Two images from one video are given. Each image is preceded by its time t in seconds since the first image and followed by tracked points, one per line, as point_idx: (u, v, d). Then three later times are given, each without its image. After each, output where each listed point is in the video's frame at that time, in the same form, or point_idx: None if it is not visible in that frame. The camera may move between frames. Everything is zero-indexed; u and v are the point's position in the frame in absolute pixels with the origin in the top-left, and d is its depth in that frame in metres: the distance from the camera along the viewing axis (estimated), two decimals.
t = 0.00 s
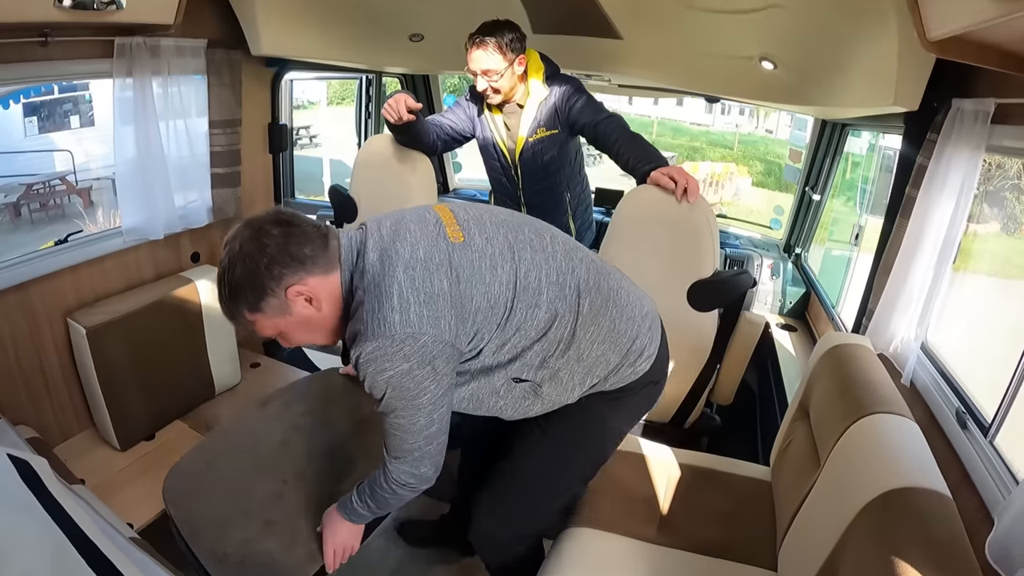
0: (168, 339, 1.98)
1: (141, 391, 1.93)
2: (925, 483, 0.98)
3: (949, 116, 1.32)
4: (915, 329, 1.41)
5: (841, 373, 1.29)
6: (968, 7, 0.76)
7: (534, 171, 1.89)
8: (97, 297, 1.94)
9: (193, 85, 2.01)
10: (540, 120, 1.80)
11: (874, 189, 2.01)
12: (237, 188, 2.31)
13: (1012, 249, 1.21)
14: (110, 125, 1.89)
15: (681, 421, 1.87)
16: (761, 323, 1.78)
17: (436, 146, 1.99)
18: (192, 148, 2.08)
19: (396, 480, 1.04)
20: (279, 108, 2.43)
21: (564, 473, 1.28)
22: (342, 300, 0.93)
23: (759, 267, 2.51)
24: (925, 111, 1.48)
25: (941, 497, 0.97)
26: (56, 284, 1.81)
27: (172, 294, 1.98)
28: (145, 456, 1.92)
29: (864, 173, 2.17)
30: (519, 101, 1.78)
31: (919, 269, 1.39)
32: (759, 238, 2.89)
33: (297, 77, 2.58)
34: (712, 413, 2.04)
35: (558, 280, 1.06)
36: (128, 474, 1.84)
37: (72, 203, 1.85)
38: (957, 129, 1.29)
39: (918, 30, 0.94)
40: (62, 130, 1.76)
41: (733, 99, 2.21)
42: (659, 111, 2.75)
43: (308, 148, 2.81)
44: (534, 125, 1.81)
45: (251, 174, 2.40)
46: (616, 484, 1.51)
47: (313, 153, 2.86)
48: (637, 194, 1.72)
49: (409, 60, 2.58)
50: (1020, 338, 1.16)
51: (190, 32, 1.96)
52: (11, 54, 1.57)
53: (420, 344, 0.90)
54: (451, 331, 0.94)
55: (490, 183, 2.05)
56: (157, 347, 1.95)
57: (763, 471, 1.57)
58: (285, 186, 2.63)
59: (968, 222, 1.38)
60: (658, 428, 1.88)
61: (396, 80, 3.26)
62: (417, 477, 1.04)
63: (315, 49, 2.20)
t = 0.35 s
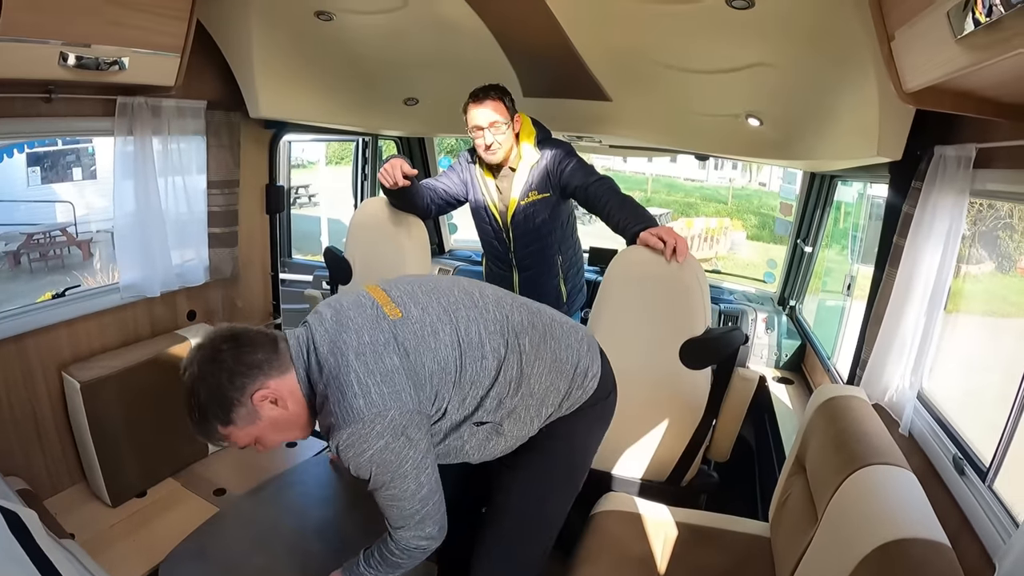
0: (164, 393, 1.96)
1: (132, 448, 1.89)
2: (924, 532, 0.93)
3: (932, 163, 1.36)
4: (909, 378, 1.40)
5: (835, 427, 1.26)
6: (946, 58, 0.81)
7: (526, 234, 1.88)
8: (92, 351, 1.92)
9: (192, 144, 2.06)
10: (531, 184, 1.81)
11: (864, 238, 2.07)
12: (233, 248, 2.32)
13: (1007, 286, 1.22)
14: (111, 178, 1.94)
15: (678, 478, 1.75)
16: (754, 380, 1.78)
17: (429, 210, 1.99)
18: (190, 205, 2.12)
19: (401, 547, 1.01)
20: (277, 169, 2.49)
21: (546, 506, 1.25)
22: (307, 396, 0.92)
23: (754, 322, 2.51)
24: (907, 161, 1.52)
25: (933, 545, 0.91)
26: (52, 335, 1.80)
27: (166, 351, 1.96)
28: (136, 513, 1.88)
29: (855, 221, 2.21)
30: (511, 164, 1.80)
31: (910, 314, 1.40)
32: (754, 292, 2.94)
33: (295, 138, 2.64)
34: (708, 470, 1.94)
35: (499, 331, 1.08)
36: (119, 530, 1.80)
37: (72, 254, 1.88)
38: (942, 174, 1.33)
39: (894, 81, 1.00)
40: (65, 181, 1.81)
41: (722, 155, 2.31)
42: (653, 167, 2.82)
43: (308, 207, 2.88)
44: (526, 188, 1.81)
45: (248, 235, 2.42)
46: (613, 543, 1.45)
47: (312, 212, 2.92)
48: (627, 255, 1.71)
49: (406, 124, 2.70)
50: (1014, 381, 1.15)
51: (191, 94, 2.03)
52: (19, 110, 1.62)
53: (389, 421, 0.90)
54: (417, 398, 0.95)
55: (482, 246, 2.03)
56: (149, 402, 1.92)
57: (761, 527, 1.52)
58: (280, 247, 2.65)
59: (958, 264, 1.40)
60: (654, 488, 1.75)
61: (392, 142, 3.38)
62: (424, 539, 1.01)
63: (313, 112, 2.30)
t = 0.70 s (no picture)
0: (159, 406, 1.94)
1: (129, 462, 1.88)
2: (928, 540, 0.92)
3: (931, 168, 1.37)
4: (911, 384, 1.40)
5: (838, 435, 1.25)
6: (945, 63, 0.81)
7: (526, 244, 1.86)
8: (89, 364, 1.91)
9: (190, 156, 2.07)
10: (531, 193, 1.79)
11: (863, 243, 2.07)
12: (231, 260, 2.30)
13: (1006, 289, 1.22)
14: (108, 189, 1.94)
15: (678, 489, 1.80)
16: (755, 389, 1.76)
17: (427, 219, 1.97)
18: (187, 218, 2.11)
19: None
20: (273, 181, 2.49)
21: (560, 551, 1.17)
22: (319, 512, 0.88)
23: (753, 329, 2.50)
24: (906, 166, 1.54)
25: (943, 555, 0.89)
26: (49, 347, 1.79)
27: (163, 364, 1.95)
28: (135, 526, 1.87)
29: (853, 227, 2.22)
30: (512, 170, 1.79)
31: (911, 321, 1.40)
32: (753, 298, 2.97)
33: (292, 150, 2.63)
34: (710, 479, 1.98)
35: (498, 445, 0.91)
36: (116, 544, 1.78)
37: (71, 266, 1.87)
38: (940, 178, 1.33)
39: (892, 86, 0.99)
40: (64, 193, 1.81)
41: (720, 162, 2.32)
42: (651, 175, 2.84)
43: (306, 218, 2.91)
44: (526, 197, 1.79)
45: (244, 247, 2.41)
46: (616, 554, 1.44)
47: (310, 223, 2.97)
48: (627, 264, 1.69)
49: (402, 134, 2.72)
50: (1016, 386, 1.15)
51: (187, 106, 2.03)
52: (14, 122, 1.62)
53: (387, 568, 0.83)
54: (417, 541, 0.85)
55: (481, 255, 2.01)
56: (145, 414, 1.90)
57: (764, 536, 1.51)
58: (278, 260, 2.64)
59: (958, 267, 1.40)
60: (656, 499, 1.79)
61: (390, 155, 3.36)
62: None
63: (310, 123, 2.31)
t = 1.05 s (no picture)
0: (144, 415, 1.90)
1: (116, 474, 1.84)
2: (924, 551, 0.90)
3: (920, 181, 1.38)
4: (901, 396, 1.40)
5: (829, 447, 1.25)
6: (933, 73, 0.82)
7: (532, 251, 1.85)
8: (76, 373, 1.88)
9: (181, 164, 2.04)
10: (545, 203, 1.82)
11: (852, 257, 2.09)
12: (220, 269, 2.27)
13: (994, 301, 1.24)
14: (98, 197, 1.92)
15: (666, 503, 1.80)
16: (744, 402, 1.75)
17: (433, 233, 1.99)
18: (176, 226, 2.08)
19: None
20: (264, 192, 2.48)
21: None
22: None
23: (743, 343, 2.50)
24: (894, 180, 1.57)
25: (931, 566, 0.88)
26: (36, 355, 1.76)
27: (150, 374, 1.92)
28: (121, 536, 1.82)
29: (842, 239, 2.25)
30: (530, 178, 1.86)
31: (900, 333, 1.41)
32: (742, 312, 2.99)
33: (283, 160, 2.62)
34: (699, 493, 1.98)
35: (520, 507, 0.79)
36: (101, 554, 1.73)
37: (59, 274, 1.84)
38: (930, 192, 1.34)
39: (882, 101, 1.01)
40: (53, 201, 1.78)
41: (708, 175, 2.35)
42: (641, 190, 2.87)
43: (296, 229, 2.94)
44: (540, 206, 1.82)
45: (233, 258, 2.39)
46: (605, 568, 1.42)
47: (300, 234, 2.99)
48: (615, 280, 1.68)
49: (393, 146, 2.72)
50: (1006, 398, 1.16)
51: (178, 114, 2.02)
52: (4, 127, 1.60)
53: None
54: None
55: (481, 259, 1.98)
56: (133, 426, 1.87)
57: (755, 549, 1.50)
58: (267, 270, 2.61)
59: (946, 280, 1.41)
60: (646, 512, 1.80)
61: (380, 167, 3.37)
62: None
63: (302, 134, 2.31)
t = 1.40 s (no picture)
0: (126, 434, 1.85)
1: (98, 496, 1.78)
2: (915, 561, 0.89)
3: (899, 193, 1.41)
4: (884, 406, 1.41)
5: (813, 460, 1.25)
6: (906, 86, 0.85)
7: (518, 266, 1.85)
8: (56, 393, 1.83)
9: (162, 181, 2.02)
10: (532, 219, 1.83)
11: (833, 268, 2.12)
12: (201, 287, 2.23)
13: (976, 308, 1.26)
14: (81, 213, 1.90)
15: (653, 516, 1.77)
16: (727, 414, 1.70)
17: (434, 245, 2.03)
18: (157, 243, 2.05)
19: None
20: (245, 209, 2.45)
21: None
22: None
23: (725, 355, 2.53)
24: (873, 192, 1.59)
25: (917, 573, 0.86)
26: (16, 374, 1.72)
27: (132, 393, 1.87)
28: (102, 558, 1.75)
29: (823, 250, 2.28)
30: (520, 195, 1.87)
31: (881, 343, 1.43)
32: (725, 323, 3.01)
33: (265, 177, 2.60)
34: (685, 505, 1.95)
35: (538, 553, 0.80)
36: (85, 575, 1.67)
37: (39, 290, 1.82)
38: (909, 203, 1.37)
39: (860, 113, 1.03)
40: (34, 216, 1.76)
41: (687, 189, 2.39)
42: (623, 204, 2.90)
43: (279, 245, 2.88)
44: (527, 221, 1.83)
45: (214, 274, 2.34)
46: None
47: (283, 250, 2.92)
48: (597, 292, 1.71)
49: (376, 161, 2.71)
50: (990, 405, 1.17)
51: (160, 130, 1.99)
52: None
53: None
54: None
55: (469, 273, 1.98)
56: (115, 447, 1.82)
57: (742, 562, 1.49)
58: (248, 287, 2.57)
59: (929, 288, 1.44)
60: (631, 526, 1.79)
61: (363, 183, 3.33)
62: None
63: (285, 149, 2.29)
